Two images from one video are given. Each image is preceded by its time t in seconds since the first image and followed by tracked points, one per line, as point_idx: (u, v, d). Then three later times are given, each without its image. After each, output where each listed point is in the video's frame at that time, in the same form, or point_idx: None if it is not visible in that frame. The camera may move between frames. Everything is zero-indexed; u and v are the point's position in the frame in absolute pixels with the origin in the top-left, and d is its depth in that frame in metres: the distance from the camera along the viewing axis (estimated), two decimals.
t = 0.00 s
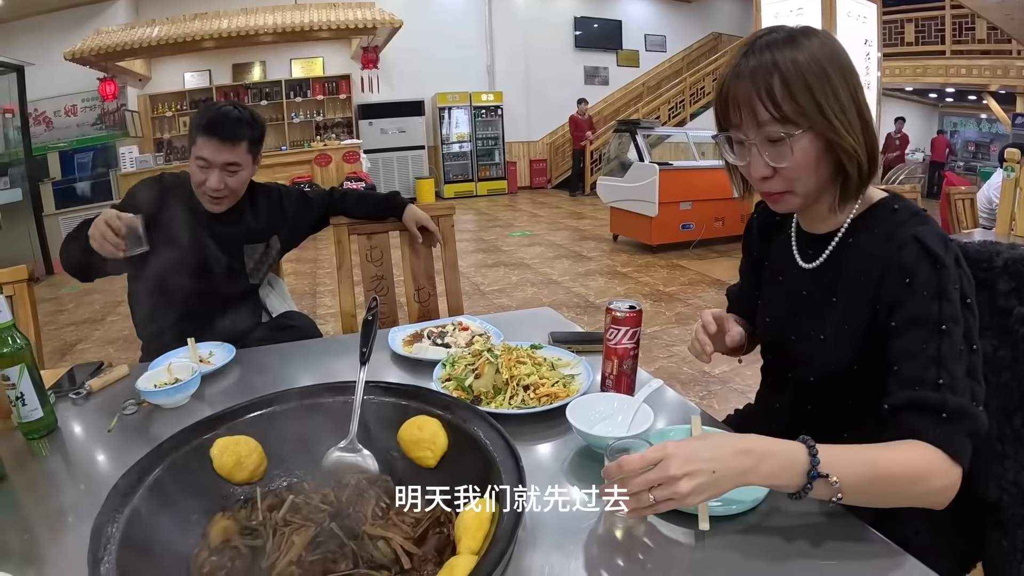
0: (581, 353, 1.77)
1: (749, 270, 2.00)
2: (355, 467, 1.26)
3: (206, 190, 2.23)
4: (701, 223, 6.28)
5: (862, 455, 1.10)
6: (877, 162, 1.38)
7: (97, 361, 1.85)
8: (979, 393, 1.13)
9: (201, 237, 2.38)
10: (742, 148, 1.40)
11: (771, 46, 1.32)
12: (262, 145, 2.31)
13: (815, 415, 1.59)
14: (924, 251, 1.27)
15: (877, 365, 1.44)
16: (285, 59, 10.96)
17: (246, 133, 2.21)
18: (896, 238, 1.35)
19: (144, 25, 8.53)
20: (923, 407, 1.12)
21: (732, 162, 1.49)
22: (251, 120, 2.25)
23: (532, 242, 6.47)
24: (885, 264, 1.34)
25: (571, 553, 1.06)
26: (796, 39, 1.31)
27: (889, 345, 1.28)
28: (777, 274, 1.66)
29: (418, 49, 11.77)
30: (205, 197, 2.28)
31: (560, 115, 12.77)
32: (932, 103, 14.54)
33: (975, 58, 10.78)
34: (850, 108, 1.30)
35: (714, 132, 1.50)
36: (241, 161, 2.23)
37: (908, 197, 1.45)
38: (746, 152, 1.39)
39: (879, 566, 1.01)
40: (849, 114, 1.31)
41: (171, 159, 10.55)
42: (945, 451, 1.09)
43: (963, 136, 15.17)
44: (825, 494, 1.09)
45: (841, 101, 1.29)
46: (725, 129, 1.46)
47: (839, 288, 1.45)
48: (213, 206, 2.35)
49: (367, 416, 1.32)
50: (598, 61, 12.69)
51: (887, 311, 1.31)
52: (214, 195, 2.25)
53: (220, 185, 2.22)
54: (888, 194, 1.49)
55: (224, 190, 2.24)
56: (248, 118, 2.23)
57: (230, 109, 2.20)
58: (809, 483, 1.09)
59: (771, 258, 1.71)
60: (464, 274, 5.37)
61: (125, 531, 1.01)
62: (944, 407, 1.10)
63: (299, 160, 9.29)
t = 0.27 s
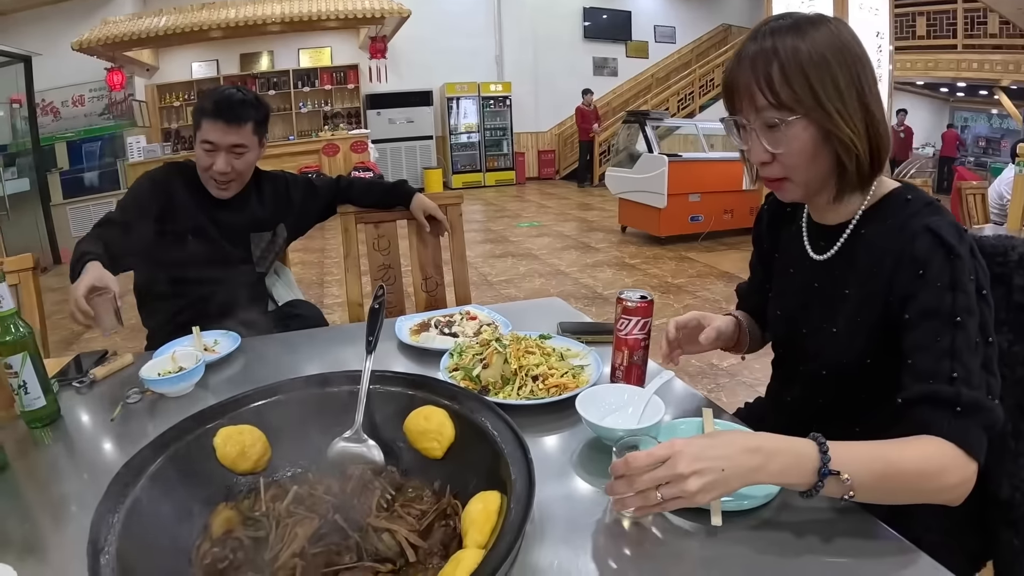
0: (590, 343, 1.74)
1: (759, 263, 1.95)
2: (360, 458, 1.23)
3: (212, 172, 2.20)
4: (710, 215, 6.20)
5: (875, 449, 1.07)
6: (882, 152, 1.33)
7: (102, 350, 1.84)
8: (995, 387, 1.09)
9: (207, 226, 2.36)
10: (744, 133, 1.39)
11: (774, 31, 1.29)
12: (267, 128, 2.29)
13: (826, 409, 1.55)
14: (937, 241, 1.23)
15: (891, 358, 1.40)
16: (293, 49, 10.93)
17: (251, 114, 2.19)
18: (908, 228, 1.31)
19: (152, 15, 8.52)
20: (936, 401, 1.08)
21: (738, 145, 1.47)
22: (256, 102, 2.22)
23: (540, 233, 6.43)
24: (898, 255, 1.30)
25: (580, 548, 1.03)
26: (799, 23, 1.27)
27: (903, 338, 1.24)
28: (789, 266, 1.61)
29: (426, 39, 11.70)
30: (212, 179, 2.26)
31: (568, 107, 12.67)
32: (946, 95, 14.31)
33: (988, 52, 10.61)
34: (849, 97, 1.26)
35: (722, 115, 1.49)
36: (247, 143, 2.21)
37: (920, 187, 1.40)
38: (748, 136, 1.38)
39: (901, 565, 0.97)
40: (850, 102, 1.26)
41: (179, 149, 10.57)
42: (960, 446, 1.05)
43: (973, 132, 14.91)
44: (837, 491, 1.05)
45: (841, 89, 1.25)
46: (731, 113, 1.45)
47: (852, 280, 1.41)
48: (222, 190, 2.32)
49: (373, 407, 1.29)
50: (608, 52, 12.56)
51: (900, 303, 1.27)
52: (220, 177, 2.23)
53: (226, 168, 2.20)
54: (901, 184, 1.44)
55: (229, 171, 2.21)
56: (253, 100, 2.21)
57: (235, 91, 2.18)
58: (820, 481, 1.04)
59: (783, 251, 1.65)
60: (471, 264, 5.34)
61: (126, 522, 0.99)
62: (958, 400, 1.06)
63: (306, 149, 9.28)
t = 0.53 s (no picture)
0: (604, 331, 1.70)
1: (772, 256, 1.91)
2: (368, 446, 1.20)
3: (222, 159, 2.19)
4: (722, 205, 6.12)
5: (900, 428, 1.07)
6: (886, 138, 1.31)
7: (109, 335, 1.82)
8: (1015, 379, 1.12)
9: (215, 211, 2.33)
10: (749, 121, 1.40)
11: (774, 19, 1.31)
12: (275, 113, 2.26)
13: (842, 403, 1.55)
14: (956, 231, 1.23)
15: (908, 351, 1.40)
16: (303, 36, 10.88)
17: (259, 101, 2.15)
18: (924, 218, 1.31)
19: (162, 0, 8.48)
20: (959, 393, 1.10)
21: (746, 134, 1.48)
22: (264, 87, 2.18)
23: (550, 221, 6.37)
24: (915, 246, 1.30)
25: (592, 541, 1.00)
26: (799, 11, 1.29)
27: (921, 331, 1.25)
28: (801, 259, 1.60)
29: (437, 26, 11.60)
30: (222, 166, 2.24)
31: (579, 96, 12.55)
32: (963, 86, 14.01)
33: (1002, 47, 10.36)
34: (846, 82, 1.25)
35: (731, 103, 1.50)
36: (256, 129, 2.18)
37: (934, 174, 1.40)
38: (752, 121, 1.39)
39: (925, 567, 0.93)
40: (848, 87, 1.26)
41: (189, 135, 10.58)
42: (982, 435, 1.07)
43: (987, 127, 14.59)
44: (861, 436, 1.08)
45: (839, 74, 1.25)
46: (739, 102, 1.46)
47: (866, 271, 1.40)
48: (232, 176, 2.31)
49: (381, 393, 1.25)
50: (619, 40, 12.40)
51: (920, 295, 1.27)
52: (230, 163, 2.22)
53: (235, 155, 2.18)
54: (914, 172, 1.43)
55: (239, 158, 2.19)
56: (261, 85, 2.17)
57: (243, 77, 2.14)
58: (847, 420, 1.08)
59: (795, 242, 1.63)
60: (481, 252, 5.30)
61: (129, 510, 0.96)
62: (982, 392, 1.08)
63: (316, 136, 9.26)
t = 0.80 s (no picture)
0: (621, 315, 1.64)
1: (788, 238, 1.84)
2: (378, 428, 1.16)
3: (233, 132, 2.14)
4: (734, 194, 6.00)
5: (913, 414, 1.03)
6: (905, 119, 1.25)
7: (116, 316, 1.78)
8: (1017, 366, 1.06)
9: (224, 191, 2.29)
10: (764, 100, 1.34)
11: None
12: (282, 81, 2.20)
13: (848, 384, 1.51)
14: (968, 211, 1.18)
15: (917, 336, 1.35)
16: (314, 19, 10.81)
17: (266, 68, 2.10)
18: (939, 199, 1.26)
19: None
20: (948, 373, 1.07)
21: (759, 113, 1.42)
22: (269, 55, 2.12)
23: (562, 207, 6.29)
24: (926, 227, 1.25)
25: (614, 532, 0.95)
26: None
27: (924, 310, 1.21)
28: (818, 241, 1.57)
29: (449, 10, 11.49)
30: (234, 141, 2.20)
31: (591, 82, 12.38)
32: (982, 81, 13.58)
33: None
34: (863, 60, 1.19)
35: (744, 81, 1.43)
36: (266, 99, 2.12)
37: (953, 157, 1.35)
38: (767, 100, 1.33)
39: (966, 566, 0.88)
40: (867, 66, 1.19)
41: (200, 119, 10.57)
42: (969, 419, 1.03)
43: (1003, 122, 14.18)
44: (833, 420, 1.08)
45: (858, 52, 1.18)
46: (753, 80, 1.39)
47: (879, 253, 1.36)
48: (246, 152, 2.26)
49: (393, 375, 1.21)
50: (633, 25, 12.18)
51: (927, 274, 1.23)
52: (241, 137, 2.17)
53: (247, 126, 2.13)
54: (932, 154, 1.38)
55: (250, 129, 2.14)
56: (267, 54, 2.11)
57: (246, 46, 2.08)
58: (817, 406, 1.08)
59: (811, 227, 1.61)
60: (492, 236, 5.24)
61: (132, 493, 0.93)
62: (971, 374, 1.04)
63: (326, 120, 9.20)
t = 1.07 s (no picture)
0: (649, 294, 1.58)
1: (813, 217, 1.71)
2: (400, 407, 1.11)
3: (253, 97, 2.09)
4: (750, 181, 5.74)
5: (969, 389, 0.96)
6: (950, 95, 1.19)
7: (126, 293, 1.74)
8: None
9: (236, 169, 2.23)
10: (803, 77, 1.25)
11: None
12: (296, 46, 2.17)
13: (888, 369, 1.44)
14: (1004, 185, 1.12)
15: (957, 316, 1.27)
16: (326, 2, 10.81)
17: (283, 28, 2.07)
18: (974, 174, 1.20)
19: None
20: (996, 351, 1.00)
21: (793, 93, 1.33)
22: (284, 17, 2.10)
23: (576, 192, 6.20)
24: (960, 202, 1.19)
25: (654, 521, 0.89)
26: None
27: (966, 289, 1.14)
28: (846, 220, 1.49)
29: None
30: (254, 110, 2.14)
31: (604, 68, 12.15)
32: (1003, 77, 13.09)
33: None
34: (913, 32, 1.12)
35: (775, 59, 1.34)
36: (283, 60, 2.09)
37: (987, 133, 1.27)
38: (806, 80, 1.23)
39: None
40: (917, 38, 1.12)
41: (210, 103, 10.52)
42: None
43: None
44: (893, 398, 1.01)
45: (908, 23, 1.11)
46: (787, 57, 1.30)
47: (914, 229, 1.29)
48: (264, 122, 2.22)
49: (414, 353, 1.16)
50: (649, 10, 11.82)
51: (965, 251, 1.17)
52: (262, 104, 2.12)
53: (267, 90, 2.09)
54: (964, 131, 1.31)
55: (271, 93, 2.10)
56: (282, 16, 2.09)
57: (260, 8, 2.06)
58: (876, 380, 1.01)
59: (840, 207, 1.53)
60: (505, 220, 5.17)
61: (142, 472, 0.88)
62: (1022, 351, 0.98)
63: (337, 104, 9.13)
